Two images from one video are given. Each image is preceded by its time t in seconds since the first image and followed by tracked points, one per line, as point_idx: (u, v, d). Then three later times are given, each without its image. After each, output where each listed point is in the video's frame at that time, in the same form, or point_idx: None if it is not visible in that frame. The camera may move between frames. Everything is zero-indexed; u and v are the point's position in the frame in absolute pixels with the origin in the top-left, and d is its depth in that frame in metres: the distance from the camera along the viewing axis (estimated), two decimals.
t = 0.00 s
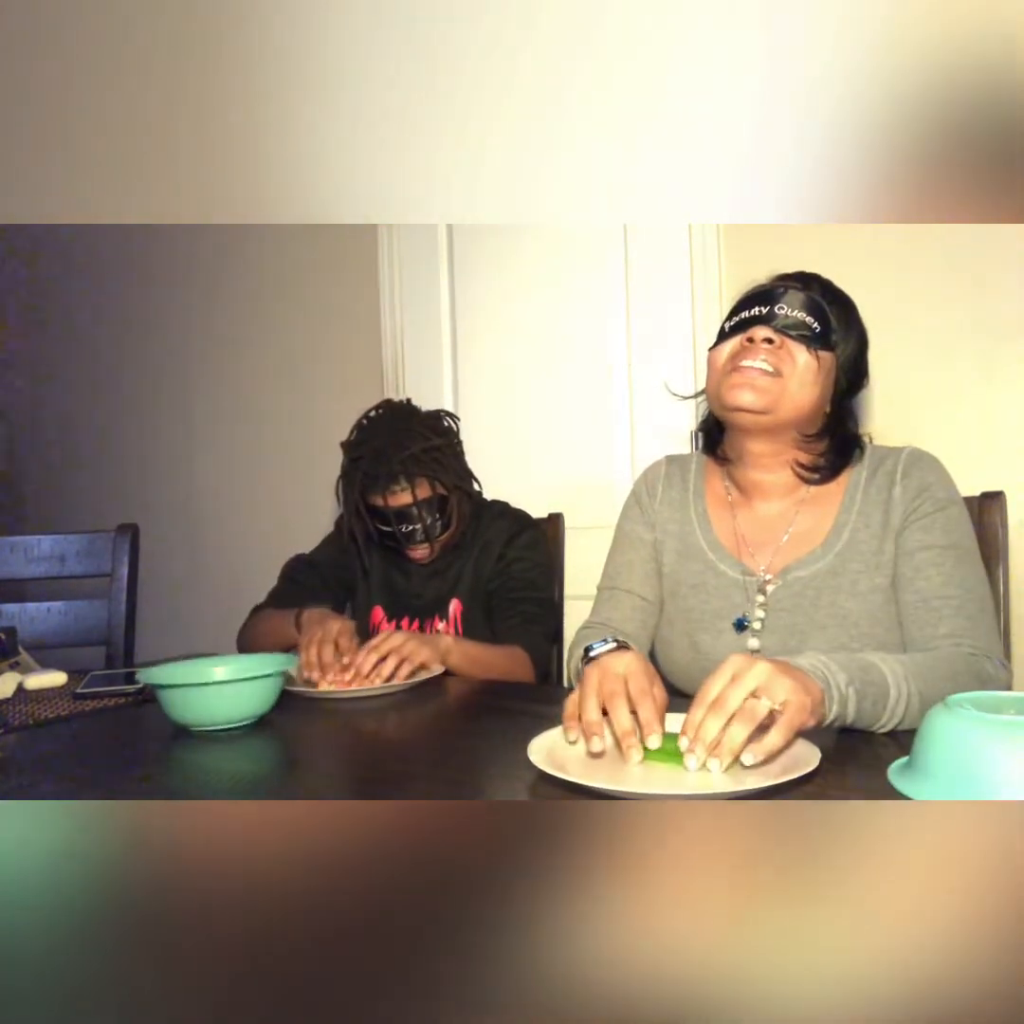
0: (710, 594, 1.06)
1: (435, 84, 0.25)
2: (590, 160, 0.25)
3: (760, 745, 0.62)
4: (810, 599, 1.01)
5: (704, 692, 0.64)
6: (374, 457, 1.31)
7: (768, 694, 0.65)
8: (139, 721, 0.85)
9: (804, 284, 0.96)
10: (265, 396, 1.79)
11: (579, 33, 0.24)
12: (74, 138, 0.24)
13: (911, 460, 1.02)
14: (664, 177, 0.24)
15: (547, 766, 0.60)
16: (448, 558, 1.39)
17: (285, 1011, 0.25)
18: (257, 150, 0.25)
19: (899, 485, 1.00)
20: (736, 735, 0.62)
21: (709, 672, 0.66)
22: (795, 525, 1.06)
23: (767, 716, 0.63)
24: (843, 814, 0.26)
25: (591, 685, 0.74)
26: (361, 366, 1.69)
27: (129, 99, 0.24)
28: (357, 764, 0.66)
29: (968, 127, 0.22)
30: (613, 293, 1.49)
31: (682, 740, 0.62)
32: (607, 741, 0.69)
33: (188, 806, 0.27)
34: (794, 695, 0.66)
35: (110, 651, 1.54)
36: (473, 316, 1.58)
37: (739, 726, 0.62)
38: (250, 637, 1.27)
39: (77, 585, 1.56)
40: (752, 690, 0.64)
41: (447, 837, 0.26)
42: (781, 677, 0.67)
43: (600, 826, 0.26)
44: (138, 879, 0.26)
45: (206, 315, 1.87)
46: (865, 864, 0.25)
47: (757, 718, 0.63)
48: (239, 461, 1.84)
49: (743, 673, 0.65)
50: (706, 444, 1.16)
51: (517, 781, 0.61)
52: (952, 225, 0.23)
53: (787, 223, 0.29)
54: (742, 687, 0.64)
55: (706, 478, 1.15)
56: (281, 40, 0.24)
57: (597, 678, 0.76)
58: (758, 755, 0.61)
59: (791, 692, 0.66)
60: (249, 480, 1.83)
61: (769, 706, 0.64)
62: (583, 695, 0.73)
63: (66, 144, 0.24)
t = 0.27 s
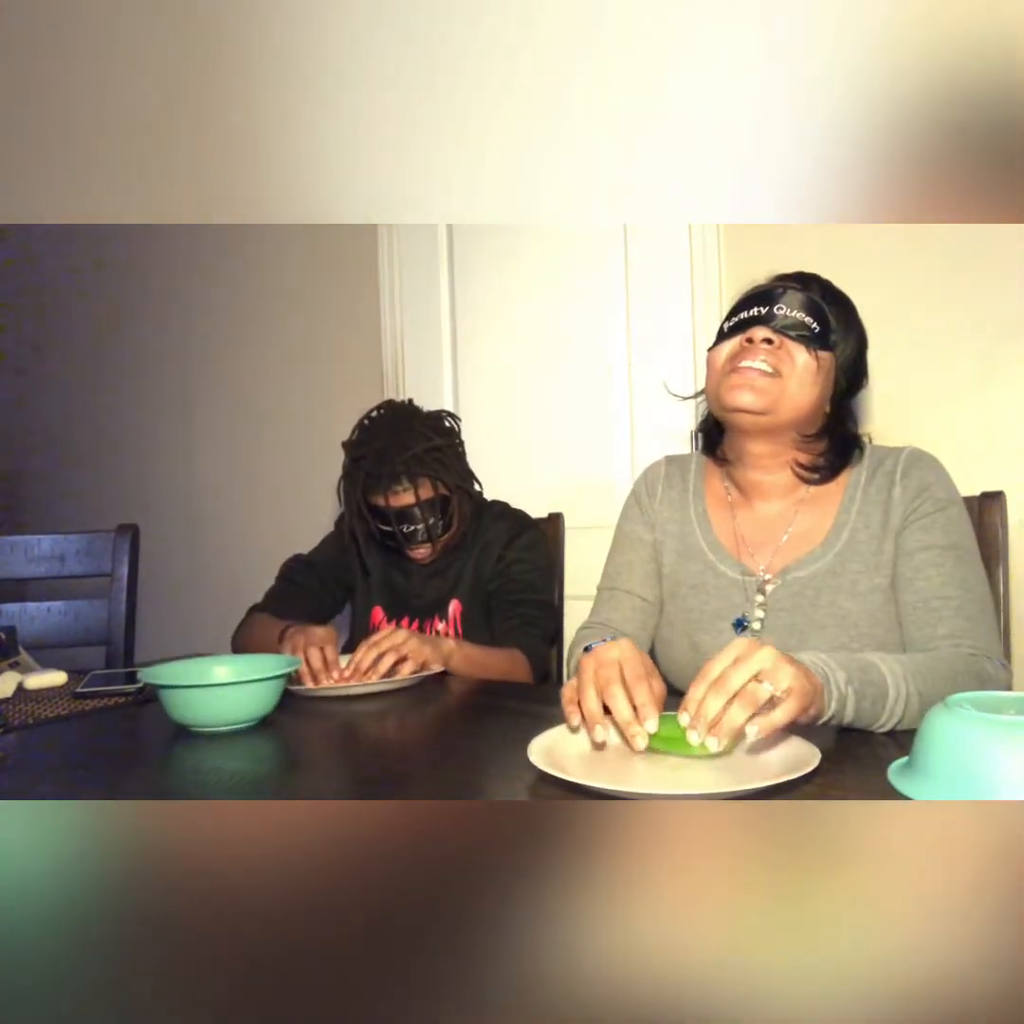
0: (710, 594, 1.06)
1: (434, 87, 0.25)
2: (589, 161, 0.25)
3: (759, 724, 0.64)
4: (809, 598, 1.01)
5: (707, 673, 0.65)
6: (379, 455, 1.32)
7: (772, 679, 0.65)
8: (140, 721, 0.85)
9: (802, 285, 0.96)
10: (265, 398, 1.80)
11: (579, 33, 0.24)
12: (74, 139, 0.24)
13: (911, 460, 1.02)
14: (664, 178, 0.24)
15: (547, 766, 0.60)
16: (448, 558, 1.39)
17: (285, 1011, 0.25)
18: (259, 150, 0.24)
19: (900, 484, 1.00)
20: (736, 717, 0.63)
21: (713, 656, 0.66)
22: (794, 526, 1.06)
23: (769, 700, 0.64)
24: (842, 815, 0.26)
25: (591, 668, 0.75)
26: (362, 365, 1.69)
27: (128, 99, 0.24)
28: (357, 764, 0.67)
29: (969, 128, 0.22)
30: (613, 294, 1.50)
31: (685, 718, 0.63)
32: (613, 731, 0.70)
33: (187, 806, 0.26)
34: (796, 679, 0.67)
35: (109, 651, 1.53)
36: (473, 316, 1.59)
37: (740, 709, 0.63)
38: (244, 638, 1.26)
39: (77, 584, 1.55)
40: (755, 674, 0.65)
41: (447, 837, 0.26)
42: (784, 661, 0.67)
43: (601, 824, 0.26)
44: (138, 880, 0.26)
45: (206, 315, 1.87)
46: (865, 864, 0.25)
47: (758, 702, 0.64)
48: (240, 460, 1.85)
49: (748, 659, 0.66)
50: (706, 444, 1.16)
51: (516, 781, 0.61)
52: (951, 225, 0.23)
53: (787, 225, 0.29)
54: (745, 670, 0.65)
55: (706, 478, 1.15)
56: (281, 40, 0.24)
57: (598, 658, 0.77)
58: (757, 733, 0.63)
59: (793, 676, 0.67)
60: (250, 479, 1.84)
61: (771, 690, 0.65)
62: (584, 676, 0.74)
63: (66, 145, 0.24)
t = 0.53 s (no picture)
0: (710, 594, 1.06)
1: (433, 87, 0.25)
2: (588, 161, 0.25)
3: (751, 720, 0.63)
4: (809, 598, 1.01)
5: (725, 654, 0.63)
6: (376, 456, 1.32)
7: (780, 685, 0.63)
8: (139, 721, 0.85)
9: (799, 286, 0.97)
10: (265, 398, 1.81)
11: (577, 32, 0.24)
12: (74, 139, 0.24)
13: (911, 459, 1.02)
14: (663, 178, 0.24)
15: (546, 766, 0.60)
16: (448, 557, 1.39)
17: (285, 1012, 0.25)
18: (258, 150, 0.24)
19: (899, 483, 1.00)
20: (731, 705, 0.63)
21: (734, 639, 0.65)
22: (793, 526, 1.06)
23: (769, 705, 0.62)
24: (841, 815, 0.26)
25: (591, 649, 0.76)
26: (362, 365, 1.70)
27: (127, 100, 0.24)
28: (356, 764, 0.67)
29: (968, 127, 0.22)
30: (612, 294, 1.50)
31: (683, 687, 0.63)
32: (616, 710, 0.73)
33: (186, 807, 0.26)
34: (806, 693, 0.64)
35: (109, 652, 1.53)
36: (473, 315, 1.61)
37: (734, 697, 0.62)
38: (244, 638, 1.26)
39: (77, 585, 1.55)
40: (765, 673, 0.63)
41: (446, 839, 0.26)
42: (804, 671, 0.64)
43: (600, 825, 0.25)
44: (135, 882, 0.26)
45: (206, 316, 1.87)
46: (865, 864, 0.25)
47: (756, 701, 0.63)
48: (240, 460, 1.85)
49: (764, 657, 0.63)
50: (705, 444, 1.16)
51: (516, 781, 0.61)
52: (948, 226, 0.23)
53: (786, 226, 0.29)
54: (757, 665, 0.63)
55: (705, 477, 1.15)
56: (279, 41, 0.24)
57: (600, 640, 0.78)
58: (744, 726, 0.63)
59: (803, 688, 0.64)
60: (250, 479, 1.84)
61: (776, 694, 0.63)
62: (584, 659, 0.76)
63: (65, 145, 0.24)
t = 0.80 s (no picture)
0: (710, 594, 1.06)
1: (432, 87, 0.25)
2: (588, 162, 0.25)
3: (740, 716, 0.64)
4: (809, 598, 1.02)
5: (732, 649, 0.64)
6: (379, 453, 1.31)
7: (778, 690, 0.64)
8: (139, 721, 0.85)
9: (799, 286, 0.97)
10: (266, 398, 1.81)
11: (577, 32, 0.24)
12: (74, 139, 0.24)
13: (911, 458, 1.02)
14: (663, 179, 0.24)
15: (546, 766, 0.60)
16: (449, 557, 1.40)
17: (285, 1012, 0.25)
18: (257, 151, 0.24)
19: (900, 482, 1.00)
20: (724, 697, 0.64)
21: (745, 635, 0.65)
22: (793, 526, 1.06)
23: (763, 709, 0.63)
24: (841, 816, 0.26)
25: (580, 640, 0.78)
26: (362, 365, 1.70)
27: (128, 100, 0.24)
28: (355, 764, 0.67)
29: (968, 127, 0.22)
30: (612, 295, 1.50)
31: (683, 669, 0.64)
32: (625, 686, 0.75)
33: (186, 807, 0.26)
34: (800, 702, 0.65)
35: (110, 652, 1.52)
36: (472, 315, 1.62)
37: (728, 690, 0.63)
38: (244, 638, 1.26)
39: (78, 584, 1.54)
40: (765, 676, 0.64)
41: (447, 838, 0.26)
42: (805, 680, 0.65)
43: (599, 824, 0.25)
44: (135, 883, 0.26)
45: (206, 316, 1.87)
46: (863, 861, 0.25)
47: (749, 700, 0.64)
48: (240, 459, 1.85)
49: (768, 659, 0.64)
50: (705, 444, 1.16)
51: (515, 781, 0.61)
52: (947, 225, 0.23)
53: (786, 226, 0.29)
54: (759, 666, 0.64)
55: (705, 477, 1.15)
56: (280, 42, 0.24)
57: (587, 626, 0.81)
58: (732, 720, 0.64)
59: (800, 696, 0.65)
60: (250, 479, 1.84)
61: (771, 698, 0.64)
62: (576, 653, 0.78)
63: (65, 145, 0.24)
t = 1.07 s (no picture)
0: (710, 594, 1.06)
1: (433, 87, 0.25)
2: (588, 161, 0.25)
3: (742, 708, 0.64)
4: (809, 597, 1.02)
5: (749, 646, 0.65)
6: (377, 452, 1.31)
7: (786, 692, 0.64)
8: (139, 721, 0.85)
9: (798, 286, 0.97)
10: (266, 398, 1.81)
11: (577, 32, 0.24)
12: (74, 139, 0.24)
13: (912, 457, 1.02)
14: (663, 179, 0.24)
15: (545, 765, 0.60)
16: (449, 557, 1.40)
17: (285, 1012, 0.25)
18: (257, 151, 0.24)
19: (901, 482, 1.00)
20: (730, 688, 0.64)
21: (764, 636, 0.66)
22: (793, 525, 1.06)
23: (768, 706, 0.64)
24: (841, 816, 0.26)
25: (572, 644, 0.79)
26: (362, 365, 1.70)
27: (127, 100, 0.24)
28: (355, 764, 0.67)
29: (968, 127, 0.22)
30: (612, 295, 1.50)
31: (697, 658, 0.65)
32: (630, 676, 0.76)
33: (186, 808, 0.26)
34: (804, 706, 0.65)
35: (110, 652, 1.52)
36: (472, 315, 1.62)
37: (736, 683, 0.64)
38: (244, 638, 1.26)
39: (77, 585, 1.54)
40: (776, 677, 0.64)
41: (447, 837, 0.26)
42: (815, 685, 0.65)
43: (599, 825, 0.25)
44: (135, 883, 0.26)
45: (206, 316, 1.87)
46: (864, 861, 0.25)
47: (755, 695, 0.64)
48: (240, 459, 1.85)
49: (782, 660, 0.65)
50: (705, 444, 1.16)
51: (516, 781, 0.61)
52: (947, 225, 0.23)
53: (786, 226, 0.29)
54: (773, 667, 0.64)
55: (705, 477, 1.15)
56: (281, 42, 0.24)
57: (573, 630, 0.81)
58: (733, 712, 0.64)
59: (806, 701, 0.65)
60: (250, 479, 1.84)
61: (778, 698, 0.64)
62: (574, 660, 0.78)
63: (64, 145, 0.24)
